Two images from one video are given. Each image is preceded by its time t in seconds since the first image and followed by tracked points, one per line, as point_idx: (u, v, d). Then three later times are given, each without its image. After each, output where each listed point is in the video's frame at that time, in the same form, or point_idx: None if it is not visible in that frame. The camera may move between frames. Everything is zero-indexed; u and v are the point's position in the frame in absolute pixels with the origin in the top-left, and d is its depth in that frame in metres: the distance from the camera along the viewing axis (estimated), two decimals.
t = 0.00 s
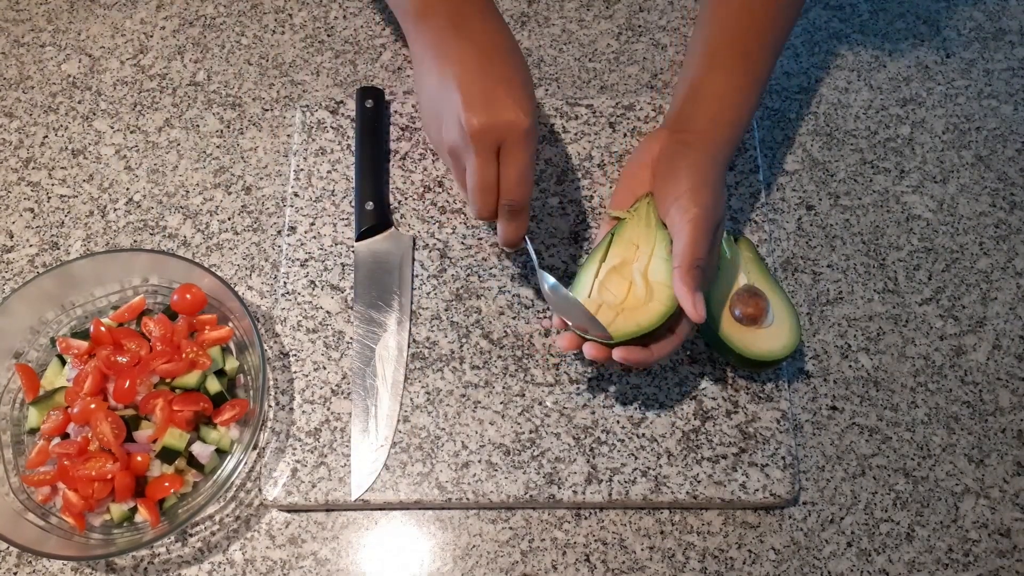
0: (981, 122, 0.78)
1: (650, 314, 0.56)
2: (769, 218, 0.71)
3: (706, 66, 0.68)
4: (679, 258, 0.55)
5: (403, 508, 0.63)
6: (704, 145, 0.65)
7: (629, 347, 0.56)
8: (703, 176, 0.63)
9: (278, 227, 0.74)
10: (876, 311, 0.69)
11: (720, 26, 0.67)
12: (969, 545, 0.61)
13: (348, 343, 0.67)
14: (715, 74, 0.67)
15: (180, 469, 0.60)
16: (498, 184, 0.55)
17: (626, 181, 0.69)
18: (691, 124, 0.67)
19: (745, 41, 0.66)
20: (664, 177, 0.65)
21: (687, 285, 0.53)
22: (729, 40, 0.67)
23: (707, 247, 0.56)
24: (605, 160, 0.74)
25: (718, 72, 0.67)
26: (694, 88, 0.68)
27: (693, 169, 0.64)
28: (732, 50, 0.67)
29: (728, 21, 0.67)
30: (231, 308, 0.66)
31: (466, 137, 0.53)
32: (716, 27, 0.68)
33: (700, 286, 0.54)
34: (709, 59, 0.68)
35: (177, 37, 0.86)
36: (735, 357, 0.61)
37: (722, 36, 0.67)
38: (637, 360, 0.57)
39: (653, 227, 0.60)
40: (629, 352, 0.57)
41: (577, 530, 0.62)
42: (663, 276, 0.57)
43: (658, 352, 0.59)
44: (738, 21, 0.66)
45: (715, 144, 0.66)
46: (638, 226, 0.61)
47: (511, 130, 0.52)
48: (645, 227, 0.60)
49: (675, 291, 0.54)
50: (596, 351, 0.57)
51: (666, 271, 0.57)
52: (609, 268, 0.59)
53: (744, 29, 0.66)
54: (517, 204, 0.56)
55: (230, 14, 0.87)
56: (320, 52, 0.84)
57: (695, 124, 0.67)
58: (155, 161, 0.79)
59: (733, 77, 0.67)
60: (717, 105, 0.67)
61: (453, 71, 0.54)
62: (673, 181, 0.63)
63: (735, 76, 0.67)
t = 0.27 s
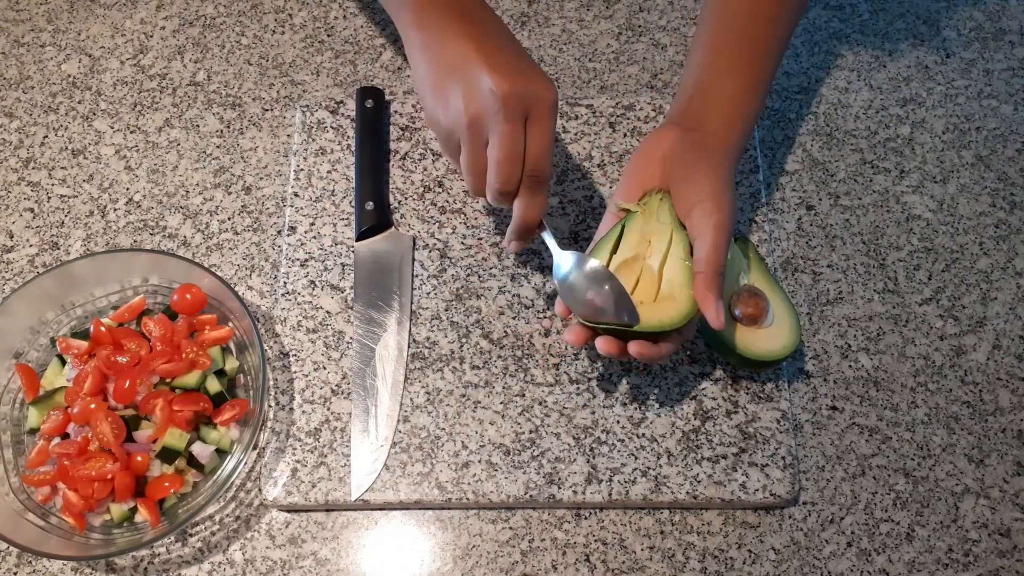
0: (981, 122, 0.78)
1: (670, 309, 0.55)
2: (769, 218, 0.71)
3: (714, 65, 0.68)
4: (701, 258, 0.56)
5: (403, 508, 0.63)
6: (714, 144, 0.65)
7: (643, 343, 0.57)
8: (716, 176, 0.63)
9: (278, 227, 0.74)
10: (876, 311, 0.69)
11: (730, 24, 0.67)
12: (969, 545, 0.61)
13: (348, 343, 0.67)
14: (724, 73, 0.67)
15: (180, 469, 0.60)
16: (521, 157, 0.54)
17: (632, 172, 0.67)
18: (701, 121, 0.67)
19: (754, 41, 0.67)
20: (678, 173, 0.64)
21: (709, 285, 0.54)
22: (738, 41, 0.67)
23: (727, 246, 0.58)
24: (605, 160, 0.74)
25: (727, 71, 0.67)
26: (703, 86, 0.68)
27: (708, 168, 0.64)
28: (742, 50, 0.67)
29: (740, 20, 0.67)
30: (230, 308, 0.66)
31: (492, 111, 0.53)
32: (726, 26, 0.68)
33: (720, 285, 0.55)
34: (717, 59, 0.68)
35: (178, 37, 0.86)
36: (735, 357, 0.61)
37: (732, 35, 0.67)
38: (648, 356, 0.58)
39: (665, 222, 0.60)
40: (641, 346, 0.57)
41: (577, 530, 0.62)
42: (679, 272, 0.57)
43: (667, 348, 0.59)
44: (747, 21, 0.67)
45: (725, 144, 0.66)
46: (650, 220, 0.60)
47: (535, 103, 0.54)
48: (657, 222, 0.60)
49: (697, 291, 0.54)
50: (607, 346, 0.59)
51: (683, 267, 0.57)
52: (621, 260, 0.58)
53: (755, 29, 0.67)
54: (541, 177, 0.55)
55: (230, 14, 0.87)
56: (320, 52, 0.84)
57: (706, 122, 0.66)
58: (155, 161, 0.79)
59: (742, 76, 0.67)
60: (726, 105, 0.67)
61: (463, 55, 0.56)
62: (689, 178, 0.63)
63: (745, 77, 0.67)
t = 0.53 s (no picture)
0: (981, 122, 0.78)
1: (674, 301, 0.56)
2: (768, 218, 0.71)
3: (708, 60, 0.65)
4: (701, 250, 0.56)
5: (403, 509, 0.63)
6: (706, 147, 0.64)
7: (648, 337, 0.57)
8: (705, 184, 0.62)
9: (278, 227, 0.74)
10: (876, 311, 0.69)
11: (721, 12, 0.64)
12: (969, 545, 0.61)
13: (348, 343, 0.67)
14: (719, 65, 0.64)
15: (180, 469, 0.60)
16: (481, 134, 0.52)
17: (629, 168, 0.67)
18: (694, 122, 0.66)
19: (750, 35, 0.63)
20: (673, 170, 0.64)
21: (711, 274, 0.55)
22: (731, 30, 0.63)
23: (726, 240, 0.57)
24: (605, 160, 0.74)
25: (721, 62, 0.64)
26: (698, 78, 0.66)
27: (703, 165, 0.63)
28: (736, 49, 0.64)
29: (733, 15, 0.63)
30: (231, 308, 0.66)
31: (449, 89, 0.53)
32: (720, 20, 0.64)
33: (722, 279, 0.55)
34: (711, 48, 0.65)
35: (177, 37, 0.86)
36: (735, 357, 0.61)
37: (725, 23, 0.64)
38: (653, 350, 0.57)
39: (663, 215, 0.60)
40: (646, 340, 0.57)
41: (577, 530, 0.62)
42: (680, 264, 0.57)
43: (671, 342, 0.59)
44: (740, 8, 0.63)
45: (719, 144, 0.64)
46: (648, 215, 0.60)
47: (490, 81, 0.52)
48: (656, 215, 0.60)
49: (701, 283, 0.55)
50: (611, 340, 0.58)
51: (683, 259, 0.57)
52: (622, 254, 0.58)
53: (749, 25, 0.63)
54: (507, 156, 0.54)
55: (230, 14, 0.87)
56: (320, 52, 0.84)
57: (701, 117, 0.65)
58: (155, 161, 0.79)
59: (738, 73, 0.64)
60: (721, 97, 0.65)
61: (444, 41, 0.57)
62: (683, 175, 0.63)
63: (737, 77, 0.64)
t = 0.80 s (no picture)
0: (981, 122, 0.78)
1: (658, 283, 0.55)
2: (768, 218, 0.71)
3: (705, 60, 0.69)
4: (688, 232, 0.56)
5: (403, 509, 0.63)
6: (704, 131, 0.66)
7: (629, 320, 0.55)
8: (700, 160, 0.63)
9: (278, 227, 0.74)
10: (876, 311, 0.69)
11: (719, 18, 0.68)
12: (969, 545, 0.61)
13: (348, 343, 0.67)
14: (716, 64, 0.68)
15: (180, 469, 0.60)
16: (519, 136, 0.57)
17: (624, 164, 0.68)
18: (691, 111, 0.68)
19: (747, 35, 0.67)
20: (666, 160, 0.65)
21: (695, 253, 0.54)
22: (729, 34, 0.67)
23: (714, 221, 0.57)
24: (605, 160, 0.74)
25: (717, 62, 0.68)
26: (695, 79, 0.69)
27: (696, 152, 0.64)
28: (732, 43, 0.67)
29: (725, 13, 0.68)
30: (231, 308, 0.66)
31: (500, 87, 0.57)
32: (712, 19, 0.69)
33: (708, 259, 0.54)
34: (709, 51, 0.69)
35: (178, 37, 0.86)
36: (735, 358, 0.61)
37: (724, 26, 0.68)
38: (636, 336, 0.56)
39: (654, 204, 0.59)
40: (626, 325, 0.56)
41: (577, 530, 0.62)
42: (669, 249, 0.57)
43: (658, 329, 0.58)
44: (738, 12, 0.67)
45: (712, 135, 0.66)
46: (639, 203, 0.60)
47: (534, 85, 0.58)
48: (646, 204, 0.60)
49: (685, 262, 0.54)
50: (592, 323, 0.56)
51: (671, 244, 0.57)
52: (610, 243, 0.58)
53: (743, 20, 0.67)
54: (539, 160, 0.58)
55: (230, 14, 0.87)
56: (320, 52, 0.84)
57: (697, 113, 0.67)
58: (155, 161, 0.79)
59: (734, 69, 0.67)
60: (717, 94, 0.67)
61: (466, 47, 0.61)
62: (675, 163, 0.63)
63: (734, 67, 0.67)
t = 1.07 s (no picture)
0: (981, 122, 0.78)
1: (674, 307, 0.55)
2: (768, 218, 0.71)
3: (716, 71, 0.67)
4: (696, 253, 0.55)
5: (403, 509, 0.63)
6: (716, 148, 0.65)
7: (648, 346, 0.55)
8: (714, 181, 0.62)
9: (278, 227, 0.74)
10: (875, 311, 0.69)
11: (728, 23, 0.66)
12: (969, 545, 0.61)
13: (348, 343, 0.67)
14: (724, 73, 0.66)
15: (180, 469, 0.60)
16: (495, 189, 0.54)
17: (637, 179, 0.67)
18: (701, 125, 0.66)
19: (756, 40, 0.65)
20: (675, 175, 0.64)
21: (707, 278, 0.53)
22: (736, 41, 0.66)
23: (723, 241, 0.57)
24: (605, 160, 0.74)
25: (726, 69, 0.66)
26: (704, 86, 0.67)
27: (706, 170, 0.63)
28: (741, 56, 0.66)
29: (738, 24, 0.66)
30: (230, 308, 0.66)
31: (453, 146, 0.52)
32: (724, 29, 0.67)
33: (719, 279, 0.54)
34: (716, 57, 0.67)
35: (177, 37, 0.86)
36: (736, 357, 0.61)
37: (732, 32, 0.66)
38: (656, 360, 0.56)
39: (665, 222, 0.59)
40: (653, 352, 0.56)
41: (577, 530, 0.62)
42: (682, 271, 0.56)
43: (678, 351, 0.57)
44: (747, 17, 0.65)
45: (722, 148, 0.65)
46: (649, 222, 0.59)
47: (499, 133, 0.51)
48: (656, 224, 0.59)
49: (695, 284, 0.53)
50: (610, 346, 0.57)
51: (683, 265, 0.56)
52: (624, 265, 0.57)
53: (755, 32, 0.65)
54: (518, 212, 0.55)
55: (230, 13, 0.87)
56: (320, 52, 0.84)
57: (705, 121, 0.66)
58: (155, 161, 0.79)
59: (744, 78, 0.66)
60: (727, 103, 0.66)
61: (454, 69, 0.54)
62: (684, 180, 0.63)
63: (746, 82, 0.66)
